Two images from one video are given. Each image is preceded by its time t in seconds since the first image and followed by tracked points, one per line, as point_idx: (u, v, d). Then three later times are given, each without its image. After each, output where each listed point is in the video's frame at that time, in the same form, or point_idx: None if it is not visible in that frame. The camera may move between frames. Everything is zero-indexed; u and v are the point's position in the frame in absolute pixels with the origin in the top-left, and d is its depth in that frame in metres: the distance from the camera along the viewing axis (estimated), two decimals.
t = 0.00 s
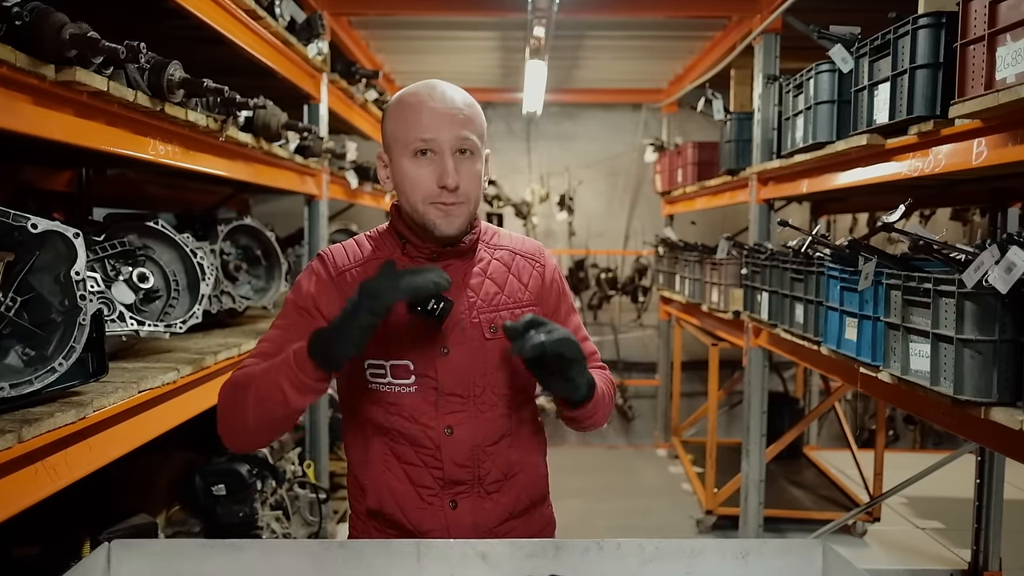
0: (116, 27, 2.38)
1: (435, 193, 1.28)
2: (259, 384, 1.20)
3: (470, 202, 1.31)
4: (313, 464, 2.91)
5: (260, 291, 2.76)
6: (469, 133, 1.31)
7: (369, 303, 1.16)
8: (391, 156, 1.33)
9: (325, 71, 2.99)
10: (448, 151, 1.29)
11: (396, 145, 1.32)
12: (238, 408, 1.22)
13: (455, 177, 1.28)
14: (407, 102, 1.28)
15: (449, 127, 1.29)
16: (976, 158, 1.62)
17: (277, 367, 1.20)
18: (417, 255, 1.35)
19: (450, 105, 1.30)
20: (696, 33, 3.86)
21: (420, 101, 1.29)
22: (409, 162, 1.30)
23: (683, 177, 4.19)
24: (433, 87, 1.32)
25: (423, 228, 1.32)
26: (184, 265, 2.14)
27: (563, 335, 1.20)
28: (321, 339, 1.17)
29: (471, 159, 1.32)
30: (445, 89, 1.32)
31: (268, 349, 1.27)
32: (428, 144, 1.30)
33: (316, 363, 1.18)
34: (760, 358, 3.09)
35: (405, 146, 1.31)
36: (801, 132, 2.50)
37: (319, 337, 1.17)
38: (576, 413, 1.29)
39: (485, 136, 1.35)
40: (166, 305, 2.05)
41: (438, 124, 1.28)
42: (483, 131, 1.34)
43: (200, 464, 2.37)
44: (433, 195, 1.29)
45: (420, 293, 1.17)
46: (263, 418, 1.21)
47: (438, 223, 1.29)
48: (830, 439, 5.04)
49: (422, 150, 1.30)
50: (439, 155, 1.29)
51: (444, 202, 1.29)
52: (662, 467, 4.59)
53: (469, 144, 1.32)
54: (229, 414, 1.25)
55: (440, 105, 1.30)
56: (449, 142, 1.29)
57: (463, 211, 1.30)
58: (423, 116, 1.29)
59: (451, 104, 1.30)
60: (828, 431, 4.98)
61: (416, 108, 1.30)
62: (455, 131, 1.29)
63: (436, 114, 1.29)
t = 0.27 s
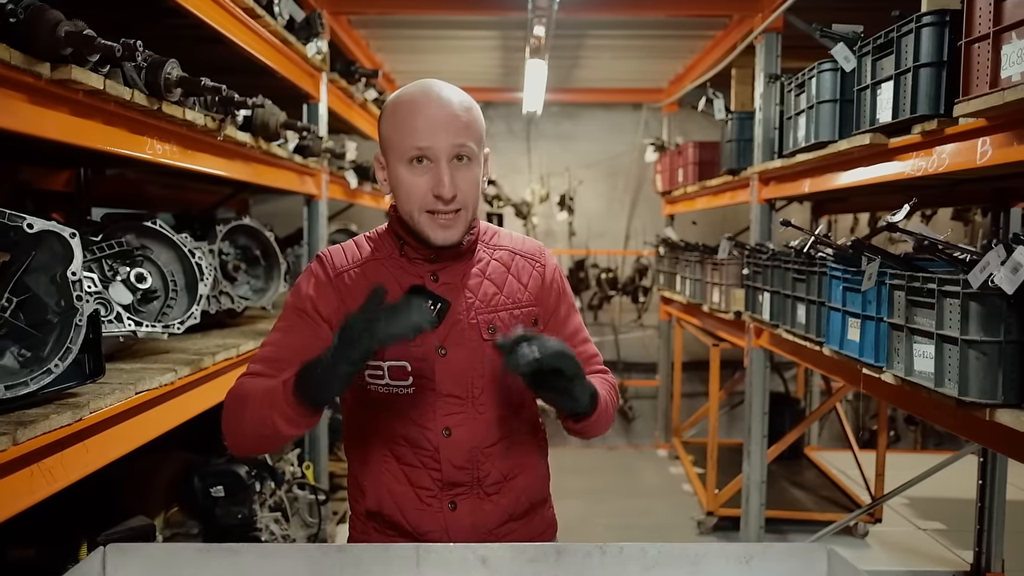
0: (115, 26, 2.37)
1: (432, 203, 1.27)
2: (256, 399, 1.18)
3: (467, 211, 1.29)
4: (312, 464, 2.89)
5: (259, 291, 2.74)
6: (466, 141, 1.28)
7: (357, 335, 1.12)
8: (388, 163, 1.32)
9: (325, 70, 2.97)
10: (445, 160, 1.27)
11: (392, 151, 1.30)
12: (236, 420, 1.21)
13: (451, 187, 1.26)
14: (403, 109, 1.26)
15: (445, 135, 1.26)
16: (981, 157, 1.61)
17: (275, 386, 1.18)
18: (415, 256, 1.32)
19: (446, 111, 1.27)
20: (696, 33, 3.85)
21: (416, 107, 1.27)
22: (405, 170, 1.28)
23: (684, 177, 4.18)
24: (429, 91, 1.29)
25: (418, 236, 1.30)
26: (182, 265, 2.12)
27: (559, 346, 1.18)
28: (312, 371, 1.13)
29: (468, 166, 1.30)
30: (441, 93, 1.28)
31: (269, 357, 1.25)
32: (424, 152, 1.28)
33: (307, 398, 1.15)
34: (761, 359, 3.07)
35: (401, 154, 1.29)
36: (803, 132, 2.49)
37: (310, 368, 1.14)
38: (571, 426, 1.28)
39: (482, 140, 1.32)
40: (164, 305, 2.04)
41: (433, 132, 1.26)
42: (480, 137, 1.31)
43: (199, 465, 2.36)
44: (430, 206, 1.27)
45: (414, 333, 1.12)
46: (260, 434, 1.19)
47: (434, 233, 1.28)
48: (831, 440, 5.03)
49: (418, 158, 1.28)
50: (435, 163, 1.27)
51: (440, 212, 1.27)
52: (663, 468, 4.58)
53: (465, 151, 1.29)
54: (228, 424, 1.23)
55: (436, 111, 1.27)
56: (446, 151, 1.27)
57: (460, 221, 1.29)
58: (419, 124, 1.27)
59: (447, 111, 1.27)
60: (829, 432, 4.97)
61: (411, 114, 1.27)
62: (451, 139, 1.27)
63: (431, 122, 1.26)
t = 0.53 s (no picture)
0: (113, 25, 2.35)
1: (430, 206, 1.26)
2: (256, 414, 1.18)
3: (467, 214, 1.28)
4: (311, 465, 2.92)
5: (258, 291, 2.73)
6: (464, 142, 1.26)
7: (356, 378, 1.07)
8: (385, 166, 1.30)
9: (324, 69, 2.96)
10: (442, 163, 1.25)
11: (390, 153, 1.28)
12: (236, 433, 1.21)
13: (449, 191, 1.25)
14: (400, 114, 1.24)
15: (442, 137, 1.25)
16: (984, 158, 1.60)
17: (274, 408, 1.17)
18: (414, 260, 1.30)
19: (444, 112, 1.25)
20: (697, 32, 3.83)
21: (412, 110, 1.25)
22: (403, 173, 1.27)
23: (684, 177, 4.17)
24: (426, 90, 1.27)
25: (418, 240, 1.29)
26: (180, 265, 2.11)
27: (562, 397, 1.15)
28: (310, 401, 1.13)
29: (467, 168, 1.28)
30: (438, 93, 1.26)
31: (269, 367, 1.25)
32: (421, 155, 1.26)
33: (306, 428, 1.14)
34: (762, 360, 3.07)
35: (399, 156, 1.27)
36: (805, 132, 2.48)
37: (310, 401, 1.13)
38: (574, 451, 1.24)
39: (481, 141, 1.30)
40: (162, 306, 2.03)
41: (431, 135, 1.24)
42: (479, 137, 1.29)
43: (197, 466, 2.35)
44: (427, 209, 1.26)
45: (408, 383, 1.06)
46: (260, 450, 1.19)
47: (433, 237, 1.26)
48: (832, 440, 5.01)
49: (416, 161, 1.26)
50: (433, 166, 1.26)
51: (439, 215, 1.26)
52: (663, 468, 4.57)
53: (464, 153, 1.27)
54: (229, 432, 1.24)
55: (433, 112, 1.25)
56: (443, 154, 1.25)
57: (459, 223, 1.27)
58: (416, 126, 1.25)
59: (444, 112, 1.25)
60: (829, 432, 4.96)
61: (408, 116, 1.25)
62: (448, 141, 1.25)
63: (429, 123, 1.24)
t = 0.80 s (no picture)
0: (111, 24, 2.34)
1: (433, 200, 1.23)
2: (265, 401, 1.22)
3: (471, 209, 1.26)
4: (311, 467, 2.92)
5: (257, 292, 2.72)
6: (469, 137, 1.25)
7: (370, 309, 1.11)
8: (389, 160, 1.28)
9: (323, 69, 2.95)
10: (447, 156, 1.24)
11: (393, 147, 1.26)
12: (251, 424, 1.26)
13: (454, 184, 1.23)
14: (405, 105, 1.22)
15: (447, 130, 1.23)
16: (988, 158, 1.58)
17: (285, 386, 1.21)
18: (417, 261, 1.29)
19: (450, 106, 1.24)
20: (698, 32, 3.82)
21: (417, 102, 1.23)
22: (408, 166, 1.25)
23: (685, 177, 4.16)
24: (432, 85, 1.26)
25: (421, 236, 1.27)
26: (178, 266, 2.10)
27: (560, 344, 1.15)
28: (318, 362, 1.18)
29: (472, 163, 1.27)
30: (444, 86, 1.25)
31: (273, 363, 1.30)
32: (426, 147, 1.24)
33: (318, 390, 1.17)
34: (763, 360, 3.06)
35: (403, 150, 1.25)
36: (806, 132, 2.47)
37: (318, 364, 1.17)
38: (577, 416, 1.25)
39: (487, 137, 1.29)
40: (160, 307, 2.01)
41: (436, 127, 1.22)
42: (485, 133, 1.28)
43: (196, 467, 2.34)
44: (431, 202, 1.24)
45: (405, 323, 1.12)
46: (275, 433, 1.23)
47: (438, 231, 1.24)
48: (833, 441, 5.00)
49: (421, 154, 1.24)
50: (437, 160, 1.24)
51: (443, 209, 1.24)
52: (664, 469, 4.56)
53: (469, 148, 1.26)
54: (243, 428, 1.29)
55: (438, 105, 1.23)
56: (448, 147, 1.24)
57: (463, 218, 1.25)
58: (421, 118, 1.23)
59: (450, 105, 1.24)
60: (830, 433, 4.95)
61: (413, 109, 1.24)
62: (454, 135, 1.23)
63: (434, 116, 1.23)
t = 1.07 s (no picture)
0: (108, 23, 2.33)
1: (438, 198, 1.23)
2: (277, 397, 1.20)
3: (476, 207, 1.25)
4: (309, 468, 2.90)
5: (255, 293, 2.71)
6: (475, 135, 1.24)
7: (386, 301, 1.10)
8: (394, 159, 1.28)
9: (322, 69, 2.94)
10: (452, 154, 1.23)
11: (399, 146, 1.26)
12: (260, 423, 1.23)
13: (458, 181, 1.22)
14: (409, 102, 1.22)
15: (452, 128, 1.23)
16: (989, 157, 1.57)
17: (296, 382, 1.18)
18: (422, 262, 1.28)
19: (455, 104, 1.23)
20: (698, 31, 3.81)
21: (422, 100, 1.23)
22: (412, 164, 1.25)
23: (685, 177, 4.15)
24: (438, 83, 1.26)
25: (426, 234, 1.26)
26: (175, 266, 2.08)
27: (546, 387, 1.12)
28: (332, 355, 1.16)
29: (478, 162, 1.26)
30: (450, 84, 1.25)
31: (282, 363, 1.28)
32: (431, 145, 1.24)
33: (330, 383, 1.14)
34: (763, 361, 3.04)
35: (408, 148, 1.25)
36: (806, 131, 2.46)
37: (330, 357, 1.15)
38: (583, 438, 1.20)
39: (494, 135, 1.28)
40: (157, 308, 2.00)
41: (440, 124, 1.22)
42: (491, 131, 1.27)
43: (193, 469, 2.33)
44: (436, 201, 1.23)
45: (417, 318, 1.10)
46: (285, 430, 1.20)
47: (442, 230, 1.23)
48: (833, 441, 4.99)
49: (425, 151, 1.24)
50: (443, 158, 1.23)
51: (448, 208, 1.23)
52: (664, 470, 4.55)
53: (474, 146, 1.25)
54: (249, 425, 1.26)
55: (442, 102, 1.23)
56: (453, 145, 1.23)
57: (468, 217, 1.24)
58: (427, 116, 1.23)
59: (455, 104, 1.23)
60: (830, 433, 4.93)
61: (418, 107, 1.24)
62: (458, 133, 1.23)
63: (439, 114, 1.23)
